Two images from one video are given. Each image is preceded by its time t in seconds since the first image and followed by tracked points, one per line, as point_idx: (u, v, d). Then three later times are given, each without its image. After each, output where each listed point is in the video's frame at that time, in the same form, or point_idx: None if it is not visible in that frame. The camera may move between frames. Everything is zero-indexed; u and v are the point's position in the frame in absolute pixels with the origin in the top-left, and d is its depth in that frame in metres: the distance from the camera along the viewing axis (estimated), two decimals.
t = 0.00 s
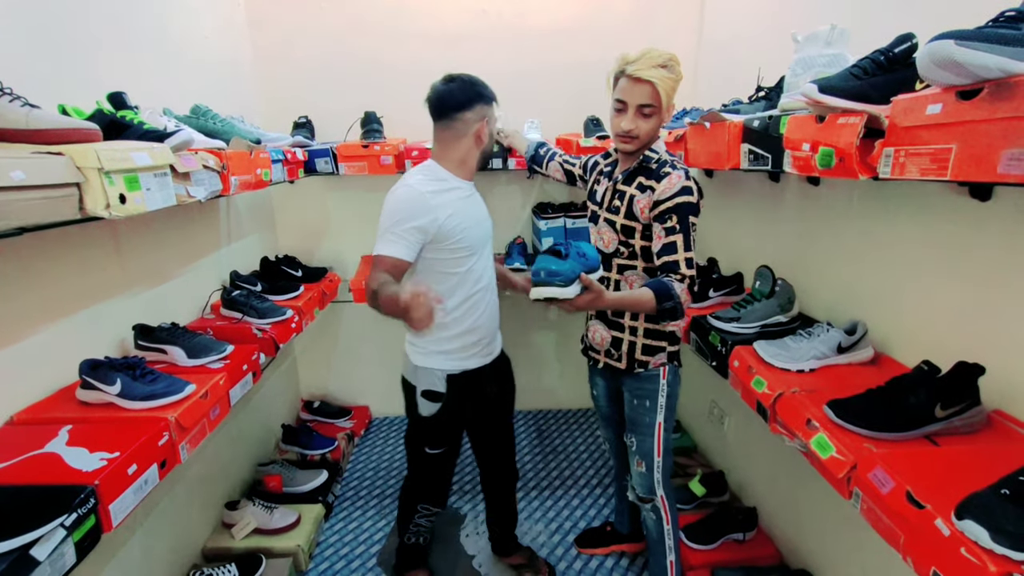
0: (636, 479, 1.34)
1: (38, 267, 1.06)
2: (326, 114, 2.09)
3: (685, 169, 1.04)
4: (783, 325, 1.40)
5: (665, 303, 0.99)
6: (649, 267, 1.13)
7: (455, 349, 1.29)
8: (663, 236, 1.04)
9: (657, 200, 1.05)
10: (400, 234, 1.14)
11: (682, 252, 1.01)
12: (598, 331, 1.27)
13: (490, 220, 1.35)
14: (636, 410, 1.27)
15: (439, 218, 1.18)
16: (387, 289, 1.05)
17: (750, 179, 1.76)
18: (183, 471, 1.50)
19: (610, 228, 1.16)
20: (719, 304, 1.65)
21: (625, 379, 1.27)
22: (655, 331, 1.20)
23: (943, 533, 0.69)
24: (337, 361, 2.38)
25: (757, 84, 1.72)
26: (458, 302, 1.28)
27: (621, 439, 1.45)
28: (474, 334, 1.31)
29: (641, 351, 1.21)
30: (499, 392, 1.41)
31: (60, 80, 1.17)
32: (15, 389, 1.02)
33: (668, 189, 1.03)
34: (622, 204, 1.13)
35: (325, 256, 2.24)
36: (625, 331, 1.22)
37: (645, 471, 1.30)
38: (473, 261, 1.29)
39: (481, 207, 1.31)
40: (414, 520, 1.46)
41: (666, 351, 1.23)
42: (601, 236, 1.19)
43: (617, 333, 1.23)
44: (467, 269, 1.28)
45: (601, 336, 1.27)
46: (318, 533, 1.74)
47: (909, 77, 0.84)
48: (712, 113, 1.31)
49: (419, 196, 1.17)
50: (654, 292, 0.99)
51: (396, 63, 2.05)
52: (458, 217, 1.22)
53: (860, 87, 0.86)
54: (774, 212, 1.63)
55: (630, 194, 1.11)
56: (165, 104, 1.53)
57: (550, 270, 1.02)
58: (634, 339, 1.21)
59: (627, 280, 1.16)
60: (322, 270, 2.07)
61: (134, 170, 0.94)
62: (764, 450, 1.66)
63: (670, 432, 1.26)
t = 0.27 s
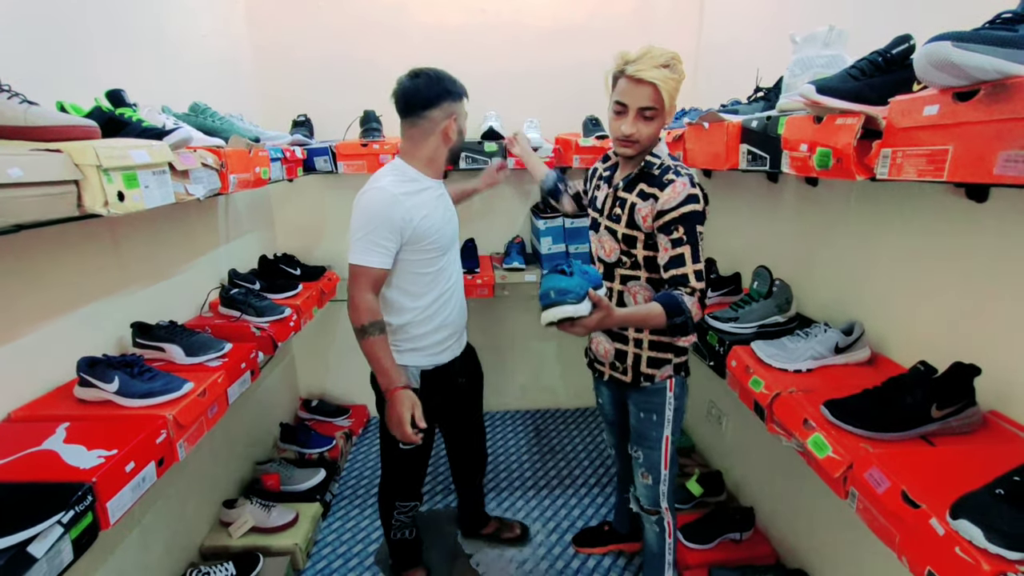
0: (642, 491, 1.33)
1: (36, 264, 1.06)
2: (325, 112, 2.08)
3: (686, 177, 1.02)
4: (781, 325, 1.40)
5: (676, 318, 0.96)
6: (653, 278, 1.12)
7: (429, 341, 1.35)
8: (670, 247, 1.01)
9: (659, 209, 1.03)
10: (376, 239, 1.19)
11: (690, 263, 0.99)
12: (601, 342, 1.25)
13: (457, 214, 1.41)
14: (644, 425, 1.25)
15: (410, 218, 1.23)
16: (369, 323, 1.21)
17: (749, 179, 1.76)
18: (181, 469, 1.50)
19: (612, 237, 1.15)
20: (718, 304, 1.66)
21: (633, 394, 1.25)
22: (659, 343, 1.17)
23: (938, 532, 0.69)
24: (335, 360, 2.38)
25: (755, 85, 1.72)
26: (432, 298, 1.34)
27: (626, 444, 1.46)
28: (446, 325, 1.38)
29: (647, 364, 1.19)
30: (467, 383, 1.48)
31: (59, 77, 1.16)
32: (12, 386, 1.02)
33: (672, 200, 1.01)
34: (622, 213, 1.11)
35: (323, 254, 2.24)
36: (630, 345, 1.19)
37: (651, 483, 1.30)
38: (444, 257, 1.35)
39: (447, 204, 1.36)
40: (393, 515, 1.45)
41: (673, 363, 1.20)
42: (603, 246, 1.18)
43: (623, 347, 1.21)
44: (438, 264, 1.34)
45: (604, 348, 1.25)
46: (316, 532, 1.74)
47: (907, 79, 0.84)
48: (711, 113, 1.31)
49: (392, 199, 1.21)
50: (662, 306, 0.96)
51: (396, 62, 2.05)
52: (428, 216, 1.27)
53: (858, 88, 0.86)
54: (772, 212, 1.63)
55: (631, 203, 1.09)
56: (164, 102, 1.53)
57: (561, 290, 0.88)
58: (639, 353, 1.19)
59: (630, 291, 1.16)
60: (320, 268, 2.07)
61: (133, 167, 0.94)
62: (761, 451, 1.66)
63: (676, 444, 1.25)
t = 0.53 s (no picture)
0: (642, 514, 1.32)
1: (40, 262, 1.06)
2: (327, 111, 2.09)
3: (714, 188, 0.92)
4: (782, 325, 1.40)
5: (691, 346, 0.90)
6: (665, 300, 1.05)
7: (433, 335, 1.38)
8: (691, 265, 0.92)
9: (680, 223, 0.95)
10: (373, 240, 1.23)
11: (713, 285, 0.91)
12: (602, 366, 1.23)
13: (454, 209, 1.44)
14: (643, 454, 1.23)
15: (405, 216, 1.26)
16: (372, 321, 1.26)
17: (751, 179, 1.76)
18: (183, 466, 1.50)
19: (627, 252, 1.08)
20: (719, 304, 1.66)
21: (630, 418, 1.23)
22: (663, 373, 1.14)
23: (939, 532, 0.69)
24: (337, 358, 2.39)
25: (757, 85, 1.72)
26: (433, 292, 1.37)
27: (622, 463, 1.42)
28: (448, 318, 1.41)
29: (648, 393, 1.16)
30: (468, 377, 1.52)
31: (62, 76, 1.17)
32: (16, 383, 1.03)
33: (696, 213, 0.92)
34: (641, 225, 1.03)
35: (325, 253, 2.24)
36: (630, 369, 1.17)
37: (652, 507, 1.29)
38: (442, 252, 1.38)
39: (443, 199, 1.39)
40: (396, 511, 1.46)
41: (677, 393, 1.17)
42: (616, 260, 1.11)
43: (625, 372, 1.19)
44: (437, 259, 1.37)
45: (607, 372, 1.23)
46: (317, 530, 1.75)
47: (908, 80, 0.84)
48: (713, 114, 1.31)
49: (384, 200, 1.24)
50: (677, 332, 0.90)
51: (398, 61, 2.05)
52: (423, 213, 1.30)
53: (860, 88, 0.86)
54: (774, 213, 1.63)
55: (651, 214, 1.00)
56: (166, 100, 1.53)
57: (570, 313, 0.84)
58: (641, 378, 1.16)
59: (637, 312, 1.09)
60: (322, 267, 2.07)
61: (136, 166, 0.94)
62: (762, 450, 1.66)
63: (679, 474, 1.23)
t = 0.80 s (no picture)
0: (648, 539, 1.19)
1: (42, 260, 1.06)
2: (330, 111, 2.09)
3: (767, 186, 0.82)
4: (783, 326, 1.40)
5: (720, 356, 0.82)
6: (699, 318, 0.92)
7: (443, 329, 1.40)
8: (735, 270, 0.83)
9: (730, 227, 0.83)
10: (386, 236, 1.26)
11: (759, 294, 0.81)
12: (614, 394, 1.09)
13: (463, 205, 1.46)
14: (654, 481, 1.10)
15: (416, 212, 1.28)
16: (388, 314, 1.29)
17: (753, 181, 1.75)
18: (184, 465, 1.51)
19: (659, 261, 0.92)
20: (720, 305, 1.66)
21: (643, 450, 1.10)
22: (691, 404, 1.02)
23: (941, 534, 0.69)
24: (338, 358, 2.39)
25: (760, 87, 1.72)
26: (447, 286, 1.39)
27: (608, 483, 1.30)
28: (460, 312, 1.43)
29: (671, 425, 1.03)
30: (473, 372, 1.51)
31: (66, 75, 1.17)
32: (19, 382, 1.03)
33: (750, 213, 0.80)
34: (678, 231, 0.89)
35: (327, 253, 2.25)
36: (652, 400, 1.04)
37: (662, 533, 1.16)
38: (453, 247, 1.39)
39: (452, 195, 1.41)
40: (402, 503, 1.46)
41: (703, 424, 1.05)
42: (641, 271, 0.94)
43: (645, 403, 1.05)
44: (447, 254, 1.38)
45: (622, 400, 1.08)
46: (318, 530, 1.75)
47: (911, 81, 0.84)
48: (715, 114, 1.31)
49: (395, 197, 1.26)
50: (707, 337, 0.83)
51: (400, 61, 2.05)
52: (434, 210, 1.32)
53: (863, 89, 0.86)
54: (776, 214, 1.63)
55: (692, 218, 0.87)
56: (170, 100, 1.54)
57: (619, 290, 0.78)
58: (666, 410, 1.03)
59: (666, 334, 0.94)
60: (323, 267, 2.07)
61: (140, 165, 0.94)
62: (763, 451, 1.66)
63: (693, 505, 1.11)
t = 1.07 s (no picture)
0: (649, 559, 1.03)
1: (39, 264, 1.06)
2: (327, 113, 2.09)
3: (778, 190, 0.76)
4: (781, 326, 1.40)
5: (749, 370, 0.75)
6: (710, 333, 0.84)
7: (447, 328, 1.41)
8: (751, 280, 0.76)
9: (747, 235, 0.75)
10: (395, 234, 1.26)
11: (778, 303, 0.75)
12: (622, 427, 0.90)
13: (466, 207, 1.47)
14: (661, 509, 0.96)
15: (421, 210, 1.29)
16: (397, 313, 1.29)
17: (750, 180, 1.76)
18: (182, 468, 1.50)
19: (668, 277, 0.80)
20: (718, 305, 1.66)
21: (652, 482, 0.94)
22: (705, 423, 0.89)
23: (940, 533, 0.69)
24: (336, 360, 2.39)
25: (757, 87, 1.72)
26: (453, 284, 1.40)
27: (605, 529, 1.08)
28: (465, 311, 1.44)
29: (689, 450, 0.90)
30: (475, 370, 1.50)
31: (62, 79, 1.17)
32: (16, 386, 1.03)
33: (768, 219, 0.74)
34: (689, 242, 0.78)
35: (325, 255, 2.24)
36: (664, 428, 0.89)
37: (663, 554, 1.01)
38: (456, 246, 1.41)
39: (455, 196, 1.42)
40: (402, 503, 1.46)
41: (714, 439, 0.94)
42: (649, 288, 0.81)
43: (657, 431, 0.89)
44: (451, 254, 1.39)
45: (630, 434, 0.90)
46: (317, 532, 1.75)
47: (908, 80, 0.84)
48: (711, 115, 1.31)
49: (401, 197, 1.28)
50: (738, 350, 0.75)
51: (397, 63, 2.05)
52: (439, 209, 1.33)
53: (858, 89, 0.87)
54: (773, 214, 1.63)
55: (704, 227, 0.77)
56: (166, 103, 1.53)
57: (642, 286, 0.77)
58: (681, 434, 0.89)
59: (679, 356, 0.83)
60: (321, 269, 2.07)
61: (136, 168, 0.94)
62: (761, 450, 1.66)
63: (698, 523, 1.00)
